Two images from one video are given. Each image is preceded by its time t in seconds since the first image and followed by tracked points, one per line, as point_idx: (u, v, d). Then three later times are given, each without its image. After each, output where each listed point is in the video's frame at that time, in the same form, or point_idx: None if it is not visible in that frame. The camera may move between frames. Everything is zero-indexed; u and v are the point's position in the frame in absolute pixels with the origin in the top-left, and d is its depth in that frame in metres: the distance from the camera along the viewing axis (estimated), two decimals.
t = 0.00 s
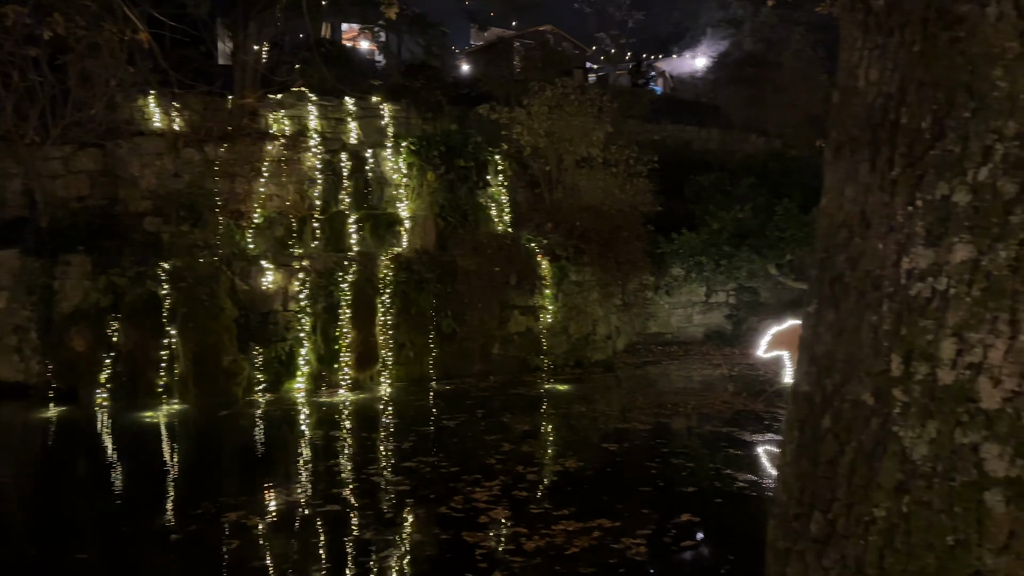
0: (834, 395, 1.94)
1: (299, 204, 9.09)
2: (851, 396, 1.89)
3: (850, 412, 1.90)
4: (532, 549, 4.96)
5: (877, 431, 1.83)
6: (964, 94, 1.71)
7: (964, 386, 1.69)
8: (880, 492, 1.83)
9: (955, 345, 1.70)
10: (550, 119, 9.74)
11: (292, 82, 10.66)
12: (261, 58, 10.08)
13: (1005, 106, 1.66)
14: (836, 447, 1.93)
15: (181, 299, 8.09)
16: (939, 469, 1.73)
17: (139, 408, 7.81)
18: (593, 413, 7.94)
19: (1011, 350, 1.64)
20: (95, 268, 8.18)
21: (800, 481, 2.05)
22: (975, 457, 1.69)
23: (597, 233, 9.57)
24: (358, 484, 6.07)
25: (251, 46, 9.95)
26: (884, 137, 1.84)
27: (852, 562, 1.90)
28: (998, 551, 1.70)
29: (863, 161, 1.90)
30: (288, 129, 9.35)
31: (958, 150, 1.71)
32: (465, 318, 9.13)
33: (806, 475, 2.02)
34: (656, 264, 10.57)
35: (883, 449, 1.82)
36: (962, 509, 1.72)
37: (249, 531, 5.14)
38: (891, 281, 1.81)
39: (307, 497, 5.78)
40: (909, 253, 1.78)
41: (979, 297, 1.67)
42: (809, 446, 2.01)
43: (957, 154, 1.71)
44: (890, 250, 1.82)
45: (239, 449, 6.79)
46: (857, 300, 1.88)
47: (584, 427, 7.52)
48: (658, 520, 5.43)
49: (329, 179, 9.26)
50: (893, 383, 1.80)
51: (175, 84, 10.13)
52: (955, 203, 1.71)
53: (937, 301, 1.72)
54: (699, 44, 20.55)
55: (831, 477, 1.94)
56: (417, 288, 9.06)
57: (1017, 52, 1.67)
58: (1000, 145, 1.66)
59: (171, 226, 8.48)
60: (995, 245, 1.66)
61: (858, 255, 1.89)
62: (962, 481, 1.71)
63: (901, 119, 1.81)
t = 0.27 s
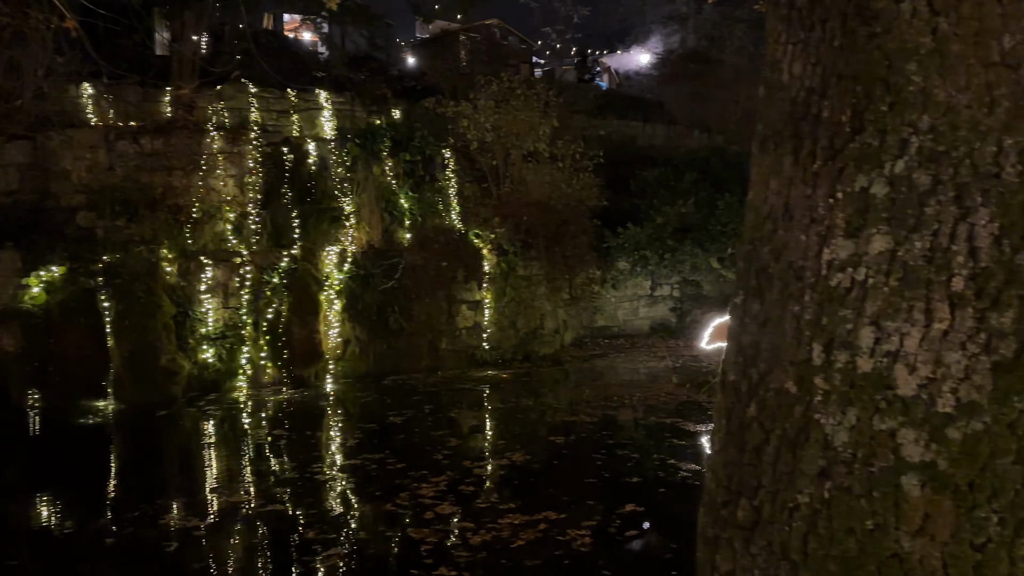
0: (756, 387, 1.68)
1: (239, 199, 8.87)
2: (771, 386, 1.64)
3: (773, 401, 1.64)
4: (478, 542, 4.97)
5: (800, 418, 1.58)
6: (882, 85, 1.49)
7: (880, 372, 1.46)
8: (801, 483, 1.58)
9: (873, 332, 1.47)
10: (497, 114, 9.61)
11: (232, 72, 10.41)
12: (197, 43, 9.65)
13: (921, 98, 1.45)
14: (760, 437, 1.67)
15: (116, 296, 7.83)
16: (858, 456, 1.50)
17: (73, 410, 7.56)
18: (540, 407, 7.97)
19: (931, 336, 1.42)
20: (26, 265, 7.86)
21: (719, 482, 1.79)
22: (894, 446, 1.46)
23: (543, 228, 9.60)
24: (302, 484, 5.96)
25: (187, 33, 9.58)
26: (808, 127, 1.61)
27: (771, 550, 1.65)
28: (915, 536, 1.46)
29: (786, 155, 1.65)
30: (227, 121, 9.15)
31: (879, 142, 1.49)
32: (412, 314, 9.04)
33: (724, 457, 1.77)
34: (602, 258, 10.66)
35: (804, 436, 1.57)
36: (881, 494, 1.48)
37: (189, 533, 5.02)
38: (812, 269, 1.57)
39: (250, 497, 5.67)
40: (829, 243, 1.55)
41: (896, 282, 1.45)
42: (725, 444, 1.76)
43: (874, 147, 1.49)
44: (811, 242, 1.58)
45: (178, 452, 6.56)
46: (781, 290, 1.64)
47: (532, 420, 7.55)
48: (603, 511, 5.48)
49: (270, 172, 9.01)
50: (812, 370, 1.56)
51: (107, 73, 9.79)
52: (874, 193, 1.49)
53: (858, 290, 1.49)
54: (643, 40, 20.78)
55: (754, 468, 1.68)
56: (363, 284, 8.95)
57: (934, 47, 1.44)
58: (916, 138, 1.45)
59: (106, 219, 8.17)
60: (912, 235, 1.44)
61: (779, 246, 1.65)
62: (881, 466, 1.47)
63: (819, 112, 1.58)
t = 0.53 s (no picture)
0: (693, 374, 1.54)
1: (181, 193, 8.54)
2: (704, 374, 1.52)
3: (708, 392, 1.50)
4: (429, 538, 4.93)
5: (732, 407, 1.47)
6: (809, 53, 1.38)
7: (809, 359, 1.37)
8: (734, 469, 1.47)
9: (804, 321, 1.37)
10: (448, 106, 9.58)
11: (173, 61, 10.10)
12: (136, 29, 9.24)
13: (850, 87, 1.34)
14: (693, 426, 1.54)
15: (52, 292, 7.61)
16: (790, 443, 1.40)
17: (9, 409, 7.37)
18: (492, 400, 7.96)
19: (860, 323, 1.33)
20: None
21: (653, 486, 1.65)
22: (823, 431, 1.37)
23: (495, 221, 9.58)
24: (248, 482, 5.86)
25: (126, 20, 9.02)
26: (738, 117, 1.47)
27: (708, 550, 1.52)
28: (844, 521, 1.37)
29: (719, 143, 1.51)
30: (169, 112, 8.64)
31: (808, 132, 1.38)
32: (363, 309, 8.97)
33: (661, 447, 1.62)
34: (553, 251, 10.66)
35: (736, 425, 1.46)
36: (812, 479, 1.38)
37: (131, 533, 4.90)
38: (744, 260, 1.45)
39: (196, 496, 5.55)
40: (760, 233, 1.43)
41: (827, 271, 1.35)
42: (661, 438, 1.63)
43: (805, 138, 1.38)
44: (744, 232, 1.45)
45: (119, 449, 6.45)
46: (716, 281, 1.50)
47: (484, 414, 7.53)
48: (554, 502, 5.51)
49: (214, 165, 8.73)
50: (745, 360, 1.45)
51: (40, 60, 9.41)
52: (804, 184, 1.38)
53: (789, 281, 1.39)
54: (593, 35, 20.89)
55: (690, 453, 1.54)
56: (312, 279, 8.83)
57: (861, 35, 1.34)
58: (844, 128, 1.35)
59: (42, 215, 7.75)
60: (840, 226, 1.35)
61: (715, 236, 1.51)
62: (812, 453, 1.38)
63: (751, 102, 1.45)
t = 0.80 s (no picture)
0: (638, 364, 1.34)
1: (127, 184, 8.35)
2: (651, 365, 1.31)
3: (651, 384, 1.31)
4: (384, 533, 4.89)
5: (677, 395, 1.26)
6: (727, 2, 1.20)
7: (750, 349, 1.17)
8: (676, 457, 1.26)
9: (744, 309, 1.17)
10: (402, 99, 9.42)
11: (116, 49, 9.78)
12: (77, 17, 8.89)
13: (789, 75, 1.12)
14: (639, 415, 1.33)
15: None
16: (731, 431, 1.20)
17: None
18: (449, 394, 7.93)
19: (800, 311, 1.13)
20: None
21: (597, 482, 1.44)
22: (763, 418, 1.17)
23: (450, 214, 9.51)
24: (197, 480, 5.74)
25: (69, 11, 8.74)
26: (679, 107, 1.26)
27: (652, 550, 1.31)
28: (786, 508, 1.17)
29: (662, 132, 1.29)
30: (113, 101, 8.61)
31: (745, 123, 1.16)
32: (316, 303, 8.86)
33: (608, 435, 1.41)
34: (510, 244, 10.69)
35: (680, 414, 1.26)
36: (753, 466, 1.18)
37: (76, 534, 4.78)
38: (687, 250, 1.25)
39: (143, 495, 5.43)
40: (703, 222, 1.22)
41: (767, 262, 1.15)
42: (606, 432, 1.42)
43: (743, 128, 1.16)
44: (687, 220, 1.25)
45: (63, 446, 6.31)
46: (661, 272, 1.30)
47: (440, 408, 7.49)
48: (509, 495, 5.50)
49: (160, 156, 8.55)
50: (688, 349, 1.25)
51: None
52: (743, 173, 1.16)
53: (730, 270, 1.19)
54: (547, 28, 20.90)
55: (637, 444, 1.33)
56: (263, 274, 8.59)
57: (799, 24, 1.11)
58: (783, 117, 1.12)
59: None
60: (780, 215, 1.14)
61: (659, 225, 1.31)
62: (753, 441, 1.18)
63: (692, 89, 1.23)
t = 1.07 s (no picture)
0: (592, 354, 1.33)
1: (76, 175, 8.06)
2: (604, 356, 1.31)
3: (604, 371, 1.30)
4: (343, 528, 4.84)
5: (629, 384, 1.26)
6: None
7: (702, 337, 1.17)
8: (629, 446, 1.25)
9: (696, 297, 1.17)
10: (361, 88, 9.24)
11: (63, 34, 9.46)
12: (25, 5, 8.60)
13: (739, 62, 1.11)
14: (592, 405, 1.32)
15: None
16: (682, 419, 1.19)
17: None
18: (410, 387, 7.88)
19: (750, 299, 1.13)
20: None
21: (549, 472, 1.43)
22: (714, 406, 1.17)
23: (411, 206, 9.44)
24: (152, 477, 5.62)
25: None
26: (631, 95, 1.25)
27: (606, 539, 1.30)
28: (737, 495, 1.17)
29: (615, 120, 1.28)
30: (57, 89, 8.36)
31: (697, 110, 1.15)
32: (274, 297, 8.77)
33: (561, 425, 1.40)
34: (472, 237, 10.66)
35: (632, 404, 1.25)
36: (704, 455, 1.18)
37: (26, 536, 4.66)
38: (639, 239, 1.24)
39: (96, 494, 5.30)
40: (655, 210, 1.21)
41: (718, 249, 1.15)
42: (559, 422, 1.41)
43: (695, 115, 1.15)
44: (640, 209, 1.24)
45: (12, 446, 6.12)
46: (612, 259, 1.30)
47: (401, 401, 7.44)
48: (471, 487, 5.50)
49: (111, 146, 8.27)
50: (642, 338, 1.24)
51: None
52: (695, 161, 1.15)
53: (682, 258, 1.18)
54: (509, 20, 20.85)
55: (590, 433, 1.32)
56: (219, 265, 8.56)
57: (749, 9, 1.10)
58: (732, 104, 1.12)
59: None
60: (730, 202, 1.13)
61: (612, 213, 1.30)
62: (704, 429, 1.18)
63: (646, 76, 1.22)
